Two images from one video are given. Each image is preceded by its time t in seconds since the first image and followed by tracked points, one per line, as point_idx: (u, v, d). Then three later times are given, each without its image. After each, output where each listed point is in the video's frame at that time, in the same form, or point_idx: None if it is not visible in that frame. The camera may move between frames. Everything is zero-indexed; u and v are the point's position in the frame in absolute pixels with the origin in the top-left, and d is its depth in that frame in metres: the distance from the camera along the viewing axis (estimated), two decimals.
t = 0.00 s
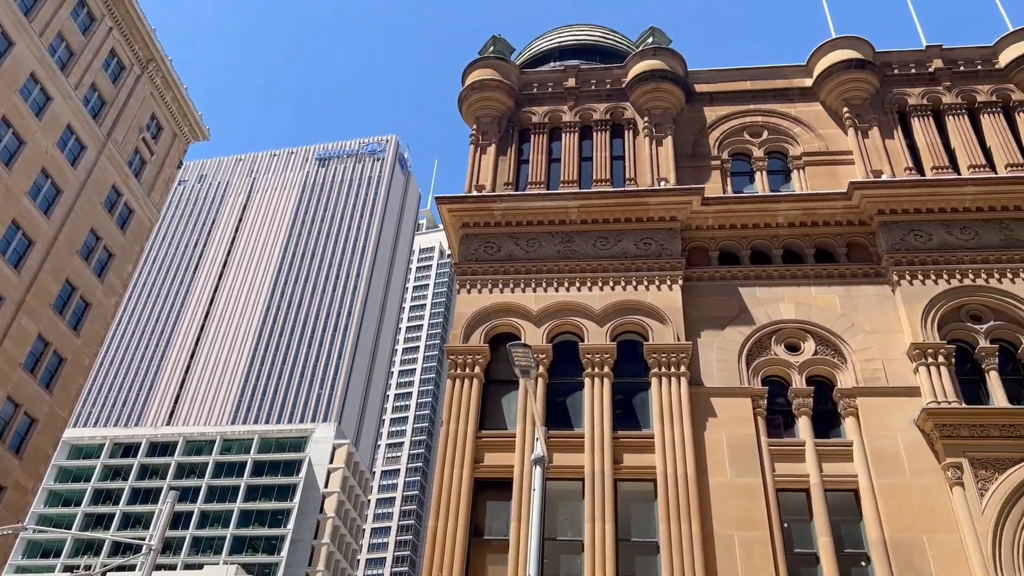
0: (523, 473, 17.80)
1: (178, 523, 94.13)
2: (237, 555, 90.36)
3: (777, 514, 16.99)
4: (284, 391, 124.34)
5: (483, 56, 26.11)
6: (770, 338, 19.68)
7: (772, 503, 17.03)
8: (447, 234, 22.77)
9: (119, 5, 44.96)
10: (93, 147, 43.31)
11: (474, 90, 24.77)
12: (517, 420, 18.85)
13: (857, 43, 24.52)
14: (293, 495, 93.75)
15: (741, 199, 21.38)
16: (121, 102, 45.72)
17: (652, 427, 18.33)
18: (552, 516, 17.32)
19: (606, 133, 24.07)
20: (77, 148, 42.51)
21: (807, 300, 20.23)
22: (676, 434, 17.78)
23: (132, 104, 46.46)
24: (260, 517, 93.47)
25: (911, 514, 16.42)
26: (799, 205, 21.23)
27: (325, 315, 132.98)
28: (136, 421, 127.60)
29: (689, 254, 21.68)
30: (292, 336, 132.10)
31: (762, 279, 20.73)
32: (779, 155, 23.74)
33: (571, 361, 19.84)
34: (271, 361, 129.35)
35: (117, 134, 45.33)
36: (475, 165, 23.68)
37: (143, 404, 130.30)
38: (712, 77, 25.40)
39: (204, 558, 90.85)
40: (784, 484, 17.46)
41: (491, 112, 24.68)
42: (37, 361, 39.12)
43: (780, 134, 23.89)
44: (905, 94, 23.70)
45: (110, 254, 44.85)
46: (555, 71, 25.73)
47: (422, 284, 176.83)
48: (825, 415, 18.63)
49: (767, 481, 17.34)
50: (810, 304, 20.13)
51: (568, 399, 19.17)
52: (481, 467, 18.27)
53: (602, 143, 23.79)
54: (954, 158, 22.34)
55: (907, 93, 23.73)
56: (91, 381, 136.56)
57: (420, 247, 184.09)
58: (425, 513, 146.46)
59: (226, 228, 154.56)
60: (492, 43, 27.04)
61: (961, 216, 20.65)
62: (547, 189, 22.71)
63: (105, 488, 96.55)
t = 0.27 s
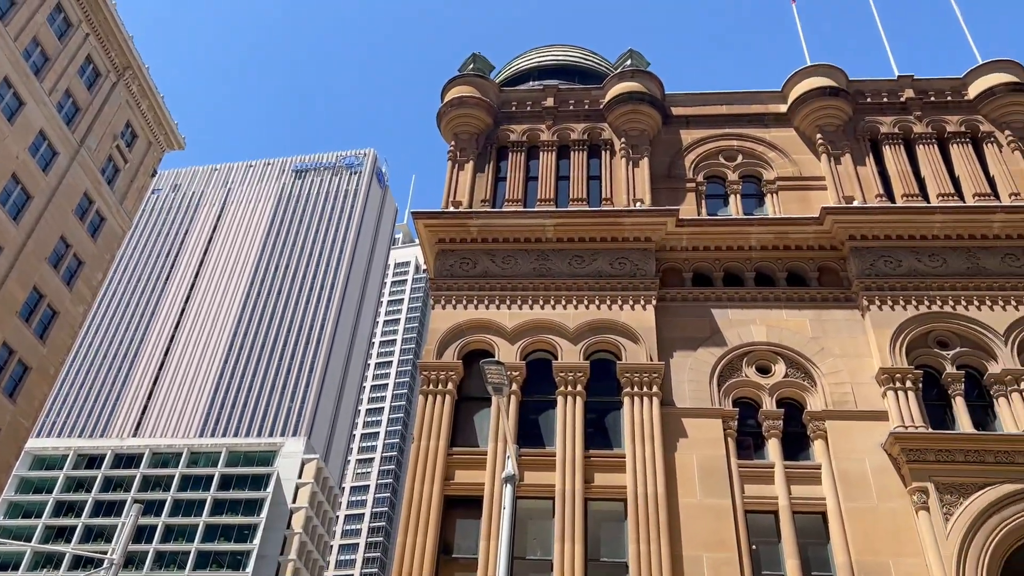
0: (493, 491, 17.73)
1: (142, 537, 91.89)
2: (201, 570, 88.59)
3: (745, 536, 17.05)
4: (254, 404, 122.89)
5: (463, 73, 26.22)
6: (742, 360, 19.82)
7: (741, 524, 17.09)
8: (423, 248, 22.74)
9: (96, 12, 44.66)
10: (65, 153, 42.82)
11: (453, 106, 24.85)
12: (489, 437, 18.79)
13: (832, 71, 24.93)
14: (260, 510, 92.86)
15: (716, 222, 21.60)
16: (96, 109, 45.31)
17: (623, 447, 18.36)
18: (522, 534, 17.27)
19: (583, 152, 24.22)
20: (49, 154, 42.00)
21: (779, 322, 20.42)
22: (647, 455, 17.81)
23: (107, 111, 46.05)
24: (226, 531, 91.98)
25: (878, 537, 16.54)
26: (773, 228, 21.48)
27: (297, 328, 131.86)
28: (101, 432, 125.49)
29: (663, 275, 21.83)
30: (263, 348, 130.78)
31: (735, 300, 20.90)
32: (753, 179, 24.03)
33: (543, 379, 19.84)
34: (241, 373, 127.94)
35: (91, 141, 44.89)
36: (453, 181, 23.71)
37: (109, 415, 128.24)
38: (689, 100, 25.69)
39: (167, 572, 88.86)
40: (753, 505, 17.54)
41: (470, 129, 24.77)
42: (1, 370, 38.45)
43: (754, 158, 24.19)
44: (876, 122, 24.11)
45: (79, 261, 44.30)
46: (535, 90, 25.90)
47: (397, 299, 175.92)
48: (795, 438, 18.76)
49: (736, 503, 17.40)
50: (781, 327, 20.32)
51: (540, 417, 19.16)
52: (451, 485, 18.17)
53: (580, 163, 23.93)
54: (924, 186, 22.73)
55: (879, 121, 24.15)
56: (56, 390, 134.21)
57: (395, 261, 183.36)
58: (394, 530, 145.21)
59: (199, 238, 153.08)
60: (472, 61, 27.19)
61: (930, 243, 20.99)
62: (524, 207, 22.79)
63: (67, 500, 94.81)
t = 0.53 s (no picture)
0: (464, 506, 17.65)
1: (105, 548, 90.88)
2: None
3: (714, 554, 17.08)
4: (223, 414, 121.57)
5: (443, 86, 26.27)
6: (714, 379, 19.93)
7: (710, 543, 17.12)
8: (398, 260, 22.70)
9: (73, 14, 44.25)
10: (36, 156, 42.24)
11: (432, 119, 24.87)
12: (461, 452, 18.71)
13: (807, 95, 25.27)
14: (227, 521, 91.77)
15: (690, 240, 21.77)
16: (70, 112, 44.79)
17: (595, 464, 18.36)
18: (492, 550, 17.17)
19: (560, 168, 24.33)
20: (20, 157, 41.44)
21: (751, 342, 20.58)
22: (619, 472, 17.82)
23: (81, 114, 45.56)
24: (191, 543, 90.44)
25: (845, 557, 16.65)
26: (746, 248, 21.69)
27: (269, 338, 130.81)
28: (66, 441, 123.37)
29: (638, 292, 21.94)
30: (234, 358, 129.50)
31: (708, 319, 21.04)
32: (728, 199, 24.26)
33: (517, 394, 19.81)
34: (211, 383, 126.56)
35: (64, 144, 44.34)
36: (430, 194, 23.70)
37: (75, 423, 126.13)
38: (666, 119, 25.92)
39: None
40: (722, 524, 17.59)
41: (448, 142, 24.80)
42: None
43: (729, 179, 24.44)
44: (850, 146, 24.46)
45: (48, 266, 43.69)
46: (514, 105, 26.01)
47: (371, 310, 175.13)
48: (765, 457, 18.87)
49: (706, 521, 17.44)
50: (753, 347, 20.47)
51: (513, 432, 19.11)
52: (422, 499, 18.05)
53: (557, 179, 24.03)
54: (895, 210, 23.07)
55: (851, 145, 24.51)
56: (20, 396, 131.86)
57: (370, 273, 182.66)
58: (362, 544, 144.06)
59: (172, 245, 151.55)
60: (451, 75, 27.26)
61: (900, 266, 21.29)
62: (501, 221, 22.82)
63: (29, 508, 93.20)
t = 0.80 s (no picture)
0: (434, 517, 17.56)
1: (67, 556, 89.01)
2: None
3: (683, 569, 17.12)
4: (192, 421, 120.10)
5: (422, 96, 26.28)
6: (686, 394, 20.03)
7: (679, 557, 17.15)
8: (374, 269, 22.62)
9: (49, 13, 43.73)
10: (8, 155, 41.62)
11: (410, 128, 24.84)
12: (432, 463, 18.60)
13: (782, 114, 25.58)
14: (193, 530, 90.48)
15: (665, 255, 21.92)
16: (43, 113, 44.22)
17: (566, 476, 18.34)
18: (461, 563, 17.07)
19: (538, 181, 24.39)
20: None
21: (723, 357, 20.71)
22: (590, 485, 17.82)
23: (55, 115, 45.00)
24: (156, 551, 89.18)
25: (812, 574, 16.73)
26: (721, 264, 21.88)
27: (241, 345, 129.59)
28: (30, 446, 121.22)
29: (612, 305, 22.02)
30: (204, 365, 128.16)
31: (681, 334, 21.15)
32: (703, 216, 24.45)
33: (489, 405, 19.77)
34: (180, 390, 125.10)
35: (36, 144, 43.76)
36: (407, 203, 23.64)
37: (40, 428, 124.05)
38: (643, 135, 26.12)
39: None
40: (692, 538, 17.63)
41: (426, 151, 24.79)
42: None
43: (705, 195, 24.65)
44: (823, 166, 24.78)
45: (16, 268, 43.06)
46: (492, 117, 26.08)
47: (345, 319, 174.11)
48: (735, 472, 18.96)
49: (675, 536, 17.46)
50: (726, 362, 20.60)
51: (485, 444, 19.05)
52: (392, 511, 17.92)
53: (535, 191, 24.09)
54: (867, 229, 23.38)
55: (825, 165, 24.82)
56: None
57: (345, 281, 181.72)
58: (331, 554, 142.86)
59: (144, 249, 149.90)
60: (431, 85, 27.27)
61: (871, 285, 21.54)
62: (478, 232, 22.83)
63: None
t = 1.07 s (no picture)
0: (405, 525, 17.46)
1: (30, 560, 87.58)
2: None
3: None
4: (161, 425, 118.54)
5: (402, 102, 26.26)
6: (659, 404, 20.11)
7: (650, 568, 17.17)
8: (350, 274, 22.52)
9: (24, 9, 43.14)
10: None
11: (389, 134, 24.78)
12: (404, 471, 18.51)
13: (759, 129, 25.85)
14: (160, 535, 89.23)
15: (641, 266, 22.03)
16: (17, 110, 43.61)
17: (539, 485, 18.31)
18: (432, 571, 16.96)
19: (516, 190, 24.43)
20: None
21: (697, 369, 20.83)
22: (562, 494, 17.81)
23: (28, 112, 44.40)
24: (121, 557, 87.92)
25: None
26: (696, 276, 22.03)
27: (213, 348, 128.25)
28: None
29: (587, 315, 22.08)
30: (175, 368, 126.70)
31: (656, 344, 21.24)
32: (678, 227, 24.61)
33: (463, 413, 19.72)
34: (150, 393, 123.46)
35: (9, 142, 43.14)
36: (384, 209, 23.56)
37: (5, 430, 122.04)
38: (621, 146, 26.28)
39: None
40: (663, 549, 17.66)
41: (404, 158, 24.74)
42: None
43: (681, 207, 24.82)
44: (798, 181, 25.06)
45: None
46: (472, 125, 26.11)
47: (319, 324, 173.00)
48: (707, 483, 19.05)
49: (647, 546, 17.48)
50: (699, 373, 20.71)
51: (458, 451, 18.99)
52: (363, 518, 17.78)
53: (512, 200, 24.12)
54: (840, 244, 23.65)
55: (800, 180, 25.10)
56: None
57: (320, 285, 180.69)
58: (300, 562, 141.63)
59: (117, 250, 148.14)
60: (411, 91, 27.26)
61: (844, 300, 21.78)
62: (455, 239, 22.81)
63: None
